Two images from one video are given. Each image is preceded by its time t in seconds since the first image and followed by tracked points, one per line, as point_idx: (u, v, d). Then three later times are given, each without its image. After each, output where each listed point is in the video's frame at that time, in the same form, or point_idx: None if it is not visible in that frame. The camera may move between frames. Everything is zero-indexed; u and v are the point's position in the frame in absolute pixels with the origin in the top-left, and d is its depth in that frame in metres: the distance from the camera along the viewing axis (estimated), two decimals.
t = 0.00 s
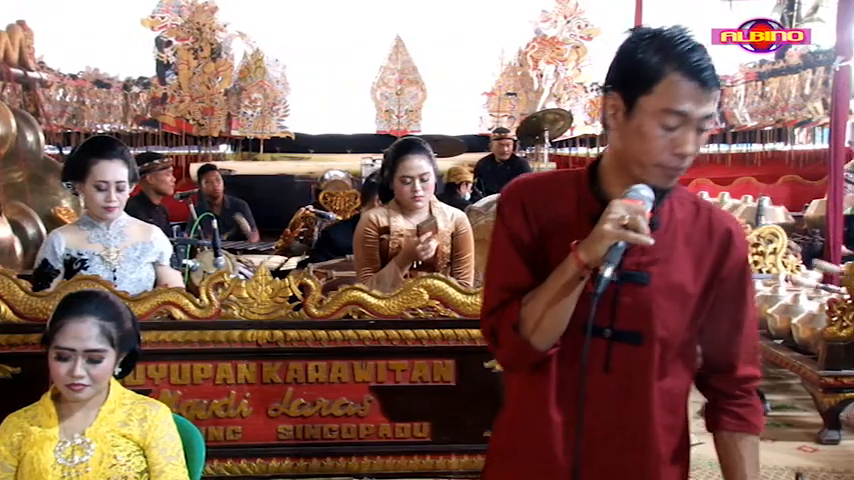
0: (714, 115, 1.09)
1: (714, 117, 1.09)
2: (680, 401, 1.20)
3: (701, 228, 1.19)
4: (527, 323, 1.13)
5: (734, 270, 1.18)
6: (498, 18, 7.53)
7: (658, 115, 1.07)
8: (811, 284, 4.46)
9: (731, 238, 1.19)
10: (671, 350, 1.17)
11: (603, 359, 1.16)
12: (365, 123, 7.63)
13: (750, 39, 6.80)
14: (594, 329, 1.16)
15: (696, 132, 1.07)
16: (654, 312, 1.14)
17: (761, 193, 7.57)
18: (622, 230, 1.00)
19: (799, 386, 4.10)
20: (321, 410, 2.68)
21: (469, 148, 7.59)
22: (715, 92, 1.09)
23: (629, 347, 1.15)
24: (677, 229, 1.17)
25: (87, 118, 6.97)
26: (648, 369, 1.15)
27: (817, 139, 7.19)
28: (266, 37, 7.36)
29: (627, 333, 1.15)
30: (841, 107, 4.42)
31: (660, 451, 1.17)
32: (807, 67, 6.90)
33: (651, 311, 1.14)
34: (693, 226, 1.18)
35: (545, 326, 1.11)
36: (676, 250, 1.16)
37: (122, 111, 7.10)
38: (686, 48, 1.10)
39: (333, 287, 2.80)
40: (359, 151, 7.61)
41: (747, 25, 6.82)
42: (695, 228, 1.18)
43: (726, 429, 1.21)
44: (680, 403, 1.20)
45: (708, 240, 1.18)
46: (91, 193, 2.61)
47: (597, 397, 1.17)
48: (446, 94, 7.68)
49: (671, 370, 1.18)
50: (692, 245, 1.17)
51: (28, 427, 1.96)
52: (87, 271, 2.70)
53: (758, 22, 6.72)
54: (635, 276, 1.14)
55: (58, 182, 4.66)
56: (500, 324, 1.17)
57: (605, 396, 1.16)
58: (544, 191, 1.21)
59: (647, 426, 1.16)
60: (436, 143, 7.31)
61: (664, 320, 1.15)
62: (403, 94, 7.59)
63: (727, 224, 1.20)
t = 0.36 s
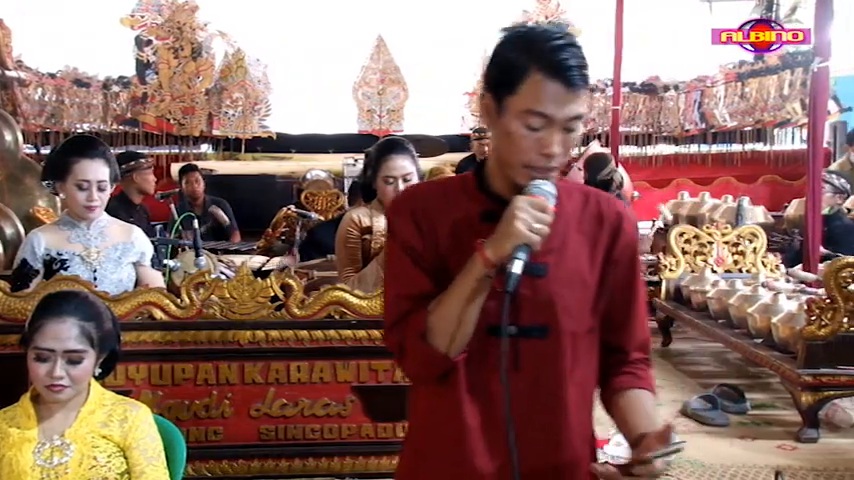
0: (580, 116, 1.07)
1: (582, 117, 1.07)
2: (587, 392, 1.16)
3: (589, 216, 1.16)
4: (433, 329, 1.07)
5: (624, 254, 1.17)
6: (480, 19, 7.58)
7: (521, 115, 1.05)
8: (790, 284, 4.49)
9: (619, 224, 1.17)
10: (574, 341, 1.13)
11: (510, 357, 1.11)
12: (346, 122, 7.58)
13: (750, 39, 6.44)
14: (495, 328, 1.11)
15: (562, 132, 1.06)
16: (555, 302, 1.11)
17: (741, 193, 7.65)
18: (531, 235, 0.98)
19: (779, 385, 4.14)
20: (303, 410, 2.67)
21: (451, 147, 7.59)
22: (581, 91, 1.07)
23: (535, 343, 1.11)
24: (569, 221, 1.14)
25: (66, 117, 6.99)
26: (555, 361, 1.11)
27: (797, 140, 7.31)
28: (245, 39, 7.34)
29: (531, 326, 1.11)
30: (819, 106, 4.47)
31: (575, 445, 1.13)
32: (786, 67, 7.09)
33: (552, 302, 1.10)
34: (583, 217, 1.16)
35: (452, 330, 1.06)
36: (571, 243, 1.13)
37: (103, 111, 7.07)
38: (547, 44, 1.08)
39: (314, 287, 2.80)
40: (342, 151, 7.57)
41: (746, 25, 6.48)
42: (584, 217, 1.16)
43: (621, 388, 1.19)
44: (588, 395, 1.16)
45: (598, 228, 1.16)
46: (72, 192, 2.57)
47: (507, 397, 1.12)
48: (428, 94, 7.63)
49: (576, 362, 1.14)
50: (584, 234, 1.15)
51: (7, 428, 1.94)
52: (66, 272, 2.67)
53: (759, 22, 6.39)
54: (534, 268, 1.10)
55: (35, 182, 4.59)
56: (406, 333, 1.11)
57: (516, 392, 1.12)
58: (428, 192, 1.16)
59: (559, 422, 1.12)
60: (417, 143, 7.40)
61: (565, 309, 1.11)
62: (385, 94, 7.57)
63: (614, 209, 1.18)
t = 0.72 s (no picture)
0: (436, 97, 1.14)
1: (440, 97, 1.15)
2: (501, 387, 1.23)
3: (509, 219, 1.23)
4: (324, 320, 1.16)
5: (546, 259, 1.22)
6: (471, 19, 7.59)
7: (384, 104, 1.17)
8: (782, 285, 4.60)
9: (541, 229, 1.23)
10: (486, 337, 1.20)
11: (422, 352, 1.19)
12: (337, 122, 7.56)
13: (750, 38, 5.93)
14: (409, 325, 1.19)
15: (421, 114, 1.15)
16: (465, 301, 1.18)
17: (731, 193, 7.70)
18: (383, 194, 1.06)
19: (767, 384, 4.16)
20: (294, 411, 2.67)
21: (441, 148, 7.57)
22: (439, 74, 1.15)
23: (447, 339, 1.18)
24: (484, 224, 1.22)
25: (54, 116, 6.99)
26: (464, 357, 1.18)
27: (785, 141, 7.37)
28: (237, 39, 7.32)
29: (441, 322, 1.18)
30: (807, 106, 4.54)
31: (485, 437, 1.19)
32: (775, 68, 7.10)
33: (461, 300, 1.18)
34: (501, 220, 1.23)
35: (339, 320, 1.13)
36: (485, 244, 1.20)
37: (91, 111, 7.06)
38: (415, 38, 1.18)
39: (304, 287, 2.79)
40: (332, 150, 7.63)
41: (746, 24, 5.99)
42: (503, 220, 1.23)
43: (536, 394, 1.24)
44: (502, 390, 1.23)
45: (518, 231, 1.23)
46: (64, 192, 2.56)
47: (419, 389, 1.19)
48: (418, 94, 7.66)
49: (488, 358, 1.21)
50: (501, 236, 1.22)
51: None
52: (56, 272, 2.67)
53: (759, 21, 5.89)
54: (445, 266, 1.18)
55: (24, 183, 4.48)
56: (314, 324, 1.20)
57: (426, 384, 1.19)
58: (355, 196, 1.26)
59: (467, 415, 1.18)
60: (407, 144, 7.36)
61: (474, 307, 1.18)
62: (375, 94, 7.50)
63: (537, 214, 1.24)
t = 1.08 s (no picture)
0: (366, 91, 1.13)
1: (371, 90, 1.14)
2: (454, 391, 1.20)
3: (465, 220, 1.21)
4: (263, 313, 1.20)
5: (498, 260, 1.18)
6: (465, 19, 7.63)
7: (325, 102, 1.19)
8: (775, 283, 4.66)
9: (495, 230, 1.19)
10: (434, 339, 1.17)
11: (371, 352, 1.18)
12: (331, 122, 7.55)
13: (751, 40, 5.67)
14: (360, 325, 1.19)
15: (355, 109, 1.14)
16: (410, 302, 1.16)
17: (725, 193, 7.67)
18: (305, 186, 1.05)
19: (761, 383, 4.17)
20: (289, 410, 2.67)
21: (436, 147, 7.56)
22: (371, 68, 1.14)
23: (394, 339, 1.17)
24: (438, 224, 1.20)
25: (49, 115, 6.92)
26: (410, 357, 1.17)
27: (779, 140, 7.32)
28: (230, 39, 7.36)
29: (389, 322, 1.17)
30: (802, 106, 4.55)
31: (432, 441, 1.17)
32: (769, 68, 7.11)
33: (407, 300, 1.16)
34: (456, 220, 1.21)
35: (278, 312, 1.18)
36: (436, 245, 1.18)
37: (86, 110, 7.02)
38: (353, 36, 1.18)
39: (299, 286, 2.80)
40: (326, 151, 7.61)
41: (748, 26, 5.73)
42: (458, 220, 1.20)
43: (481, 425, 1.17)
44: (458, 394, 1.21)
45: (472, 232, 1.20)
46: (60, 191, 2.55)
47: (369, 389, 1.19)
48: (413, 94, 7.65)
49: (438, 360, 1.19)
50: (455, 237, 1.19)
51: None
52: (52, 270, 2.65)
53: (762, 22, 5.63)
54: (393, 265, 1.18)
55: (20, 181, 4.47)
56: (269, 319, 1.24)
57: (374, 386, 1.18)
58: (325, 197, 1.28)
59: (415, 417, 1.17)
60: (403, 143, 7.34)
61: (421, 308, 1.16)
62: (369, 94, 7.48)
63: (492, 215, 1.20)
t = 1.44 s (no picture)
0: (331, 87, 1.15)
1: (336, 87, 1.15)
2: (430, 395, 1.21)
3: (444, 225, 1.21)
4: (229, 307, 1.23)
5: (476, 267, 1.18)
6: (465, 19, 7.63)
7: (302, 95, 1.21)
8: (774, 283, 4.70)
9: (474, 237, 1.19)
10: (409, 343, 1.18)
11: (348, 355, 1.19)
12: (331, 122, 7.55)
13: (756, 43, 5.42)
14: (338, 328, 1.20)
15: (322, 104, 1.16)
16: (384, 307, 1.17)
17: (725, 193, 7.67)
18: (262, 181, 1.11)
19: (761, 383, 4.16)
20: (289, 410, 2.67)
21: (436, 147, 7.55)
22: (340, 65, 1.16)
23: (367, 344, 1.18)
24: (416, 229, 1.20)
25: (49, 115, 6.90)
26: (383, 363, 1.17)
27: (779, 140, 7.37)
28: (230, 39, 7.36)
29: (364, 326, 1.18)
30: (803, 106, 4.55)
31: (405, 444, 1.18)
32: (769, 68, 7.14)
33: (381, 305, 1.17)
34: (435, 225, 1.21)
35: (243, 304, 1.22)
36: (412, 249, 1.19)
37: (86, 110, 7.01)
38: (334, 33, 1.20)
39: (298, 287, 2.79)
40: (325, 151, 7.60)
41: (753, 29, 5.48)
42: (436, 225, 1.21)
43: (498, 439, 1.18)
44: (433, 399, 1.22)
45: (449, 238, 1.20)
46: (60, 191, 2.55)
47: (344, 392, 1.20)
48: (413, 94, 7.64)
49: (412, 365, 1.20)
50: (432, 242, 1.19)
51: None
52: (52, 270, 2.66)
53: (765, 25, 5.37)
54: (368, 270, 1.18)
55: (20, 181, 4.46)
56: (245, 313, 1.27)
57: (350, 389, 1.19)
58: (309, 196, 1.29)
59: (386, 419, 1.18)
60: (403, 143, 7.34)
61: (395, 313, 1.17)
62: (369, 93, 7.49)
63: (470, 221, 1.20)
